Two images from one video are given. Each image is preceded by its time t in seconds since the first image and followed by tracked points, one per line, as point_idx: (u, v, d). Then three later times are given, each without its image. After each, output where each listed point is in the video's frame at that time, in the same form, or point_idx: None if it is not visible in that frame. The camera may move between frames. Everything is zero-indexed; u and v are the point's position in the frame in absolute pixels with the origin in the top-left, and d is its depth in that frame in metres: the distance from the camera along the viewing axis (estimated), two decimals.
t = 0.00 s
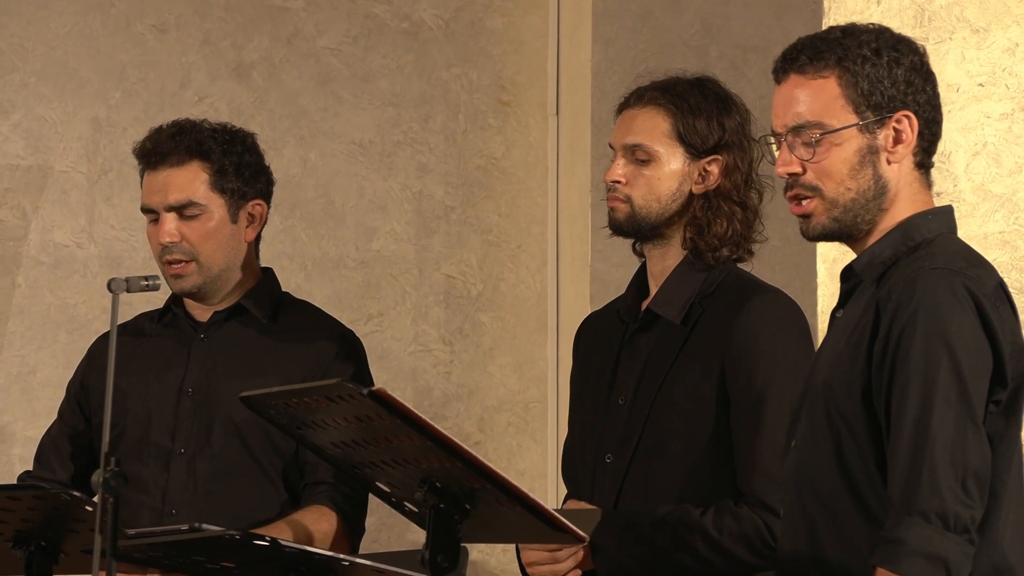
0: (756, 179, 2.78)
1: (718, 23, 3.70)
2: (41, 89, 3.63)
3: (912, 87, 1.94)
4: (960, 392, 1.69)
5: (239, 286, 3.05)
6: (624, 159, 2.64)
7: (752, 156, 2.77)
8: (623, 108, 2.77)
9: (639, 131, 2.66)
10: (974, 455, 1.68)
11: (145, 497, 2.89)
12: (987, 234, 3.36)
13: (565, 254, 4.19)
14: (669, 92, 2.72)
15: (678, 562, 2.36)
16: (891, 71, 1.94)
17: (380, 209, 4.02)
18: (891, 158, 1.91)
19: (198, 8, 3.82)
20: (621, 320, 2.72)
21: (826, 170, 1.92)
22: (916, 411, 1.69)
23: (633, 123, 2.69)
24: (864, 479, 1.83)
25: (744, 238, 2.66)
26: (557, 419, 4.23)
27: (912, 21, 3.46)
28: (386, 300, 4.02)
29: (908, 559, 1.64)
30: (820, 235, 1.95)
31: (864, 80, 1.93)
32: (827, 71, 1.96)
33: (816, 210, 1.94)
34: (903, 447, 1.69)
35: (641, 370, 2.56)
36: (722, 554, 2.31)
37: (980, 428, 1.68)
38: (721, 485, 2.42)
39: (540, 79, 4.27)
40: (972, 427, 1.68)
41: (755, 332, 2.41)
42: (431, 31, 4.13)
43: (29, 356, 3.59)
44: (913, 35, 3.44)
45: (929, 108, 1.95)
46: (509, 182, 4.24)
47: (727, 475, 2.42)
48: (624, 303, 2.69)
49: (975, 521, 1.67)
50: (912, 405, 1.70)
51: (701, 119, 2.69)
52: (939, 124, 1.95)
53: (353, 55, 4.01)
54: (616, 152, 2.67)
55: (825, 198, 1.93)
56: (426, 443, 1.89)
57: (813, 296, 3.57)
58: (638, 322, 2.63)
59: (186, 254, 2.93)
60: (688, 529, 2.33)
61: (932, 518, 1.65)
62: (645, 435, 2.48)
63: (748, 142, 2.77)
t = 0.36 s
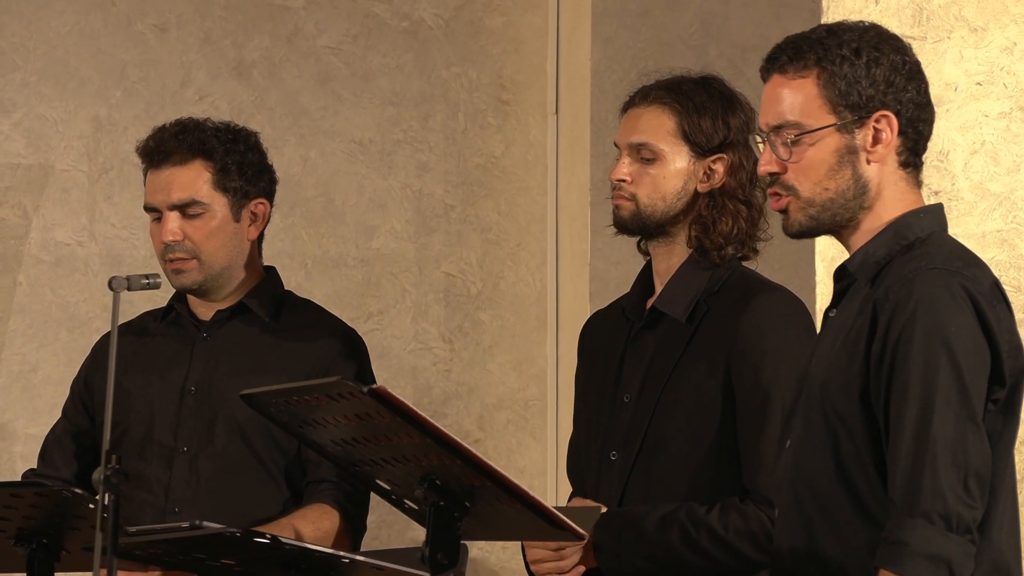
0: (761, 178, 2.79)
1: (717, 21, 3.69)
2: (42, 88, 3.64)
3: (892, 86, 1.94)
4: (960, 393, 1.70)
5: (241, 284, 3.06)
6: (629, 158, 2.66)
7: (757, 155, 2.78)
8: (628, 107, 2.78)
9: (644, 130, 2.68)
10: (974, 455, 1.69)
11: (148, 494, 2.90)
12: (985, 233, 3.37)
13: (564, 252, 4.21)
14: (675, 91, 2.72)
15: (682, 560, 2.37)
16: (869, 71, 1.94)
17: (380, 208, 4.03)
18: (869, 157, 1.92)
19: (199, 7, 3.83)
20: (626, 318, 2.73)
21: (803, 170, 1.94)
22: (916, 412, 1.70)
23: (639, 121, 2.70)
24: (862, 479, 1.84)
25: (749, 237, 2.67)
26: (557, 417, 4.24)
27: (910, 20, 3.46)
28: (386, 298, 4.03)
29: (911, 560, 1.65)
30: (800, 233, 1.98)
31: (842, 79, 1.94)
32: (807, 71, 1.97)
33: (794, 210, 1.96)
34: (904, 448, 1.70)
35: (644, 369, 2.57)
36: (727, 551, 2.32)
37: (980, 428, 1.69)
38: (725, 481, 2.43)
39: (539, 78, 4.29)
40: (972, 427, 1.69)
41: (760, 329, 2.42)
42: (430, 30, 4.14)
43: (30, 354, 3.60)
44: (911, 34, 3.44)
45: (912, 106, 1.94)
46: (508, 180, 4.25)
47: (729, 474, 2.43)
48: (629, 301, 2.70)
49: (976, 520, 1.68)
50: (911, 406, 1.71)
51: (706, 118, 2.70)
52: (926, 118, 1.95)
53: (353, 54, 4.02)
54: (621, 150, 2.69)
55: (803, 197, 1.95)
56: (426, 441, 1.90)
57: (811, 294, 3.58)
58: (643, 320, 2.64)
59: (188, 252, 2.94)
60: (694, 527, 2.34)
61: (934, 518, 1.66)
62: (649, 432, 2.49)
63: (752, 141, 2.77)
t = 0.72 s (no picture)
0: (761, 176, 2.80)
1: (716, 20, 3.69)
2: (42, 87, 3.65)
3: (869, 90, 1.94)
4: (951, 393, 1.71)
5: (240, 282, 3.07)
6: (627, 157, 2.67)
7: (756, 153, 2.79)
8: (626, 106, 2.80)
9: (642, 129, 2.69)
10: (965, 455, 1.70)
11: (148, 493, 2.91)
12: (982, 231, 3.39)
13: (564, 250, 4.23)
14: (673, 90, 2.73)
15: (680, 558, 2.38)
16: (845, 77, 1.94)
17: (380, 206, 4.05)
18: (846, 162, 1.93)
19: (199, 7, 3.84)
20: (626, 317, 2.74)
21: (785, 174, 1.98)
22: (907, 412, 1.71)
23: (637, 120, 2.72)
24: (856, 478, 1.85)
25: (748, 235, 2.68)
26: (555, 415, 4.25)
27: (907, 19, 3.47)
28: (385, 297, 4.04)
29: (903, 560, 1.66)
30: (791, 235, 2.01)
31: (819, 85, 1.96)
32: (788, 74, 1.99)
33: (782, 212, 2.00)
34: (896, 448, 1.71)
35: (643, 367, 2.58)
36: (725, 549, 2.33)
37: (971, 428, 1.70)
38: (723, 479, 2.44)
39: (537, 77, 4.31)
40: (963, 427, 1.70)
41: (757, 328, 2.43)
42: (429, 30, 4.16)
43: (31, 352, 3.62)
44: (909, 33, 3.45)
45: (889, 110, 1.94)
46: (507, 179, 4.26)
47: (726, 473, 2.44)
48: (628, 299, 2.71)
49: (968, 520, 1.69)
50: (903, 406, 1.72)
51: (704, 116, 2.71)
52: (912, 116, 1.94)
53: (352, 53, 4.03)
54: (620, 149, 2.71)
55: (788, 200, 1.99)
56: (424, 439, 1.92)
57: (809, 292, 3.60)
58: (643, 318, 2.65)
59: (188, 251, 2.95)
60: (692, 524, 2.35)
61: (925, 519, 1.67)
62: (648, 431, 2.50)
63: (751, 139, 2.78)
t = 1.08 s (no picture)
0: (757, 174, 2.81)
1: (714, 19, 3.71)
2: (43, 86, 3.66)
3: (865, 93, 1.95)
4: (949, 394, 1.72)
5: (240, 280, 3.08)
6: (624, 156, 2.68)
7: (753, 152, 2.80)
8: (622, 105, 2.81)
9: (639, 128, 2.70)
10: (963, 456, 1.71)
11: (148, 491, 2.92)
12: (980, 230, 3.43)
13: (563, 248, 4.25)
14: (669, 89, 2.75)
15: (679, 557, 2.38)
16: (840, 79, 1.96)
17: (379, 205, 4.05)
18: (843, 163, 1.94)
19: (199, 6, 3.85)
20: (624, 316, 2.75)
21: (783, 175, 1.99)
22: (905, 413, 1.72)
23: (633, 119, 2.73)
24: (854, 478, 1.86)
25: (745, 234, 2.69)
26: (554, 413, 4.27)
27: (905, 18, 3.48)
28: (385, 295, 4.05)
29: (898, 561, 1.67)
30: (793, 236, 2.03)
31: (814, 87, 1.97)
32: (786, 77, 2.01)
33: (782, 213, 2.02)
34: (893, 449, 1.72)
35: (642, 366, 2.59)
36: (725, 548, 2.33)
37: (969, 429, 1.71)
38: (722, 478, 2.45)
39: (536, 77, 4.33)
40: (961, 427, 1.71)
41: (756, 328, 2.44)
42: (429, 29, 4.17)
43: (31, 350, 3.62)
44: (907, 33, 3.46)
45: (886, 111, 1.94)
46: (506, 178, 4.28)
47: (724, 472, 2.45)
48: (626, 299, 2.72)
49: (965, 521, 1.70)
50: (900, 408, 1.73)
51: (700, 116, 2.72)
52: (909, 117, 1.95)
53: (352, 52, 4.04)
54: (617, 149, 2.71)
55: (787, 201, 2.00)
56: (424, 437, 1.92)
57: (807, 291, 3.61)
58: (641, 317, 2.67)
59: (187, 249, 2.96)
60: (691, 523, 2.36)
61: (922, 520, 1.68)
62: (647, 429, 2.51)
63: (747, 137, 2.79)
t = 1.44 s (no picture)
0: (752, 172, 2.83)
1: (712, 19, 3.74)
2: (43, 85, 3.67)
3: (856, 103, 1.94)
4: (948, 397, 1.73)
5: (239, 277, 3.10)
6: (620, 155, 2.70)
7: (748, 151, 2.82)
8: (618, 104, 2.82)
9: (636, 127, 2.71)
10: (963, 459, 1.72)
11: (148, 486, 2.93)
12: (977, 228, 3.55)
13: (559, 248, 4.26)
14: (664, 88, 2.76)
15: (675, 554, 2.39)
16: (833, 85, 1.96)
17: (378, 204, 4.07)
18: (828, 165, 1.96)
19: (199, 5, 3.86)
20: (620, 314, 2.76)
21: (772, 167, 2.02)
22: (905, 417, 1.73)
23: (630, 117, 2.74)
24: (853, 478, 1.87)
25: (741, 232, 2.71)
26: (553, 411, 4.28)
27: (903, 18, 3.59)
28: (384, 294, 4.06)
29: (900, 564, 1.68)
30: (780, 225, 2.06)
31: (809, 89, 1.98)
32: (786, 72, 2.02)
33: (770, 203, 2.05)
34: (894, 452, 1.73)
35: (638, 365, 2.61)
36: (722, 547, 2.35)
37: (969, 432, 1.72)
38: (717, 476, 2.46)
39: (535, 76, 4.34)
40: (960, 430, 1.72)
41: (751, 327, 2.45)
42: (428, 28, 4.18)
43: (32, 349, 3.64)
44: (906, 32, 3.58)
45: (877, 123, 1.93)
46: (505, 176, 4.29)
47: (720, 470, 2.46)
48: (623, 297, 2.74)
49: (965, 524, 1.71)
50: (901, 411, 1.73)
51: (696, 115, 2.73)
52: (901, 130, 1.93)
53: (351, 52, 4.05)
54: (613, 147, 2.73)
55: (775, 193, 2.03)
56: (423, 435, 1.93)
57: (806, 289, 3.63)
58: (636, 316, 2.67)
59: (186, 247, 2.98)
60: (686, 521, 2.37)
61: (923, 523, 1.69)
62: (643, 427, 2.52)
63: (743, 136, 2.81)
